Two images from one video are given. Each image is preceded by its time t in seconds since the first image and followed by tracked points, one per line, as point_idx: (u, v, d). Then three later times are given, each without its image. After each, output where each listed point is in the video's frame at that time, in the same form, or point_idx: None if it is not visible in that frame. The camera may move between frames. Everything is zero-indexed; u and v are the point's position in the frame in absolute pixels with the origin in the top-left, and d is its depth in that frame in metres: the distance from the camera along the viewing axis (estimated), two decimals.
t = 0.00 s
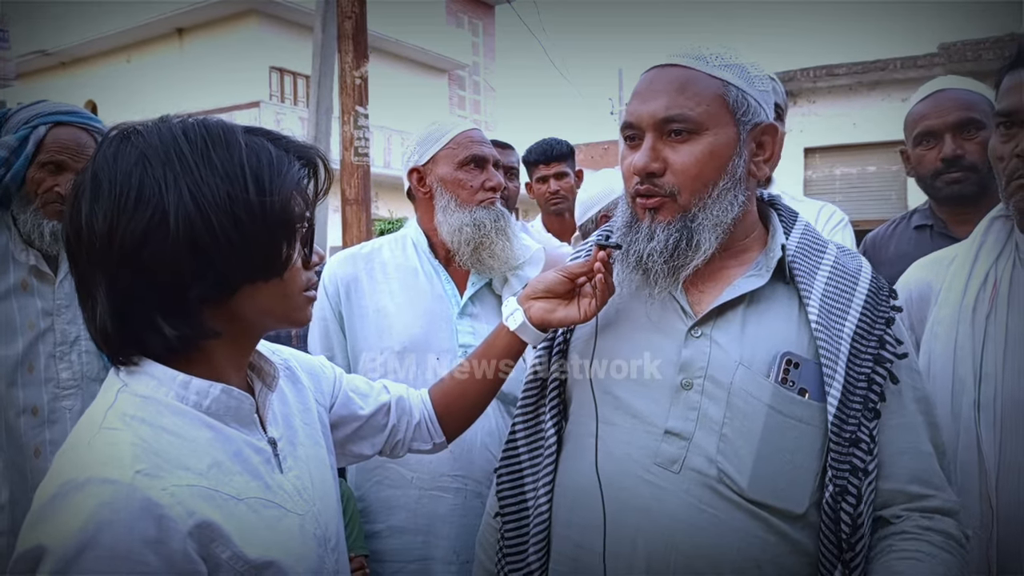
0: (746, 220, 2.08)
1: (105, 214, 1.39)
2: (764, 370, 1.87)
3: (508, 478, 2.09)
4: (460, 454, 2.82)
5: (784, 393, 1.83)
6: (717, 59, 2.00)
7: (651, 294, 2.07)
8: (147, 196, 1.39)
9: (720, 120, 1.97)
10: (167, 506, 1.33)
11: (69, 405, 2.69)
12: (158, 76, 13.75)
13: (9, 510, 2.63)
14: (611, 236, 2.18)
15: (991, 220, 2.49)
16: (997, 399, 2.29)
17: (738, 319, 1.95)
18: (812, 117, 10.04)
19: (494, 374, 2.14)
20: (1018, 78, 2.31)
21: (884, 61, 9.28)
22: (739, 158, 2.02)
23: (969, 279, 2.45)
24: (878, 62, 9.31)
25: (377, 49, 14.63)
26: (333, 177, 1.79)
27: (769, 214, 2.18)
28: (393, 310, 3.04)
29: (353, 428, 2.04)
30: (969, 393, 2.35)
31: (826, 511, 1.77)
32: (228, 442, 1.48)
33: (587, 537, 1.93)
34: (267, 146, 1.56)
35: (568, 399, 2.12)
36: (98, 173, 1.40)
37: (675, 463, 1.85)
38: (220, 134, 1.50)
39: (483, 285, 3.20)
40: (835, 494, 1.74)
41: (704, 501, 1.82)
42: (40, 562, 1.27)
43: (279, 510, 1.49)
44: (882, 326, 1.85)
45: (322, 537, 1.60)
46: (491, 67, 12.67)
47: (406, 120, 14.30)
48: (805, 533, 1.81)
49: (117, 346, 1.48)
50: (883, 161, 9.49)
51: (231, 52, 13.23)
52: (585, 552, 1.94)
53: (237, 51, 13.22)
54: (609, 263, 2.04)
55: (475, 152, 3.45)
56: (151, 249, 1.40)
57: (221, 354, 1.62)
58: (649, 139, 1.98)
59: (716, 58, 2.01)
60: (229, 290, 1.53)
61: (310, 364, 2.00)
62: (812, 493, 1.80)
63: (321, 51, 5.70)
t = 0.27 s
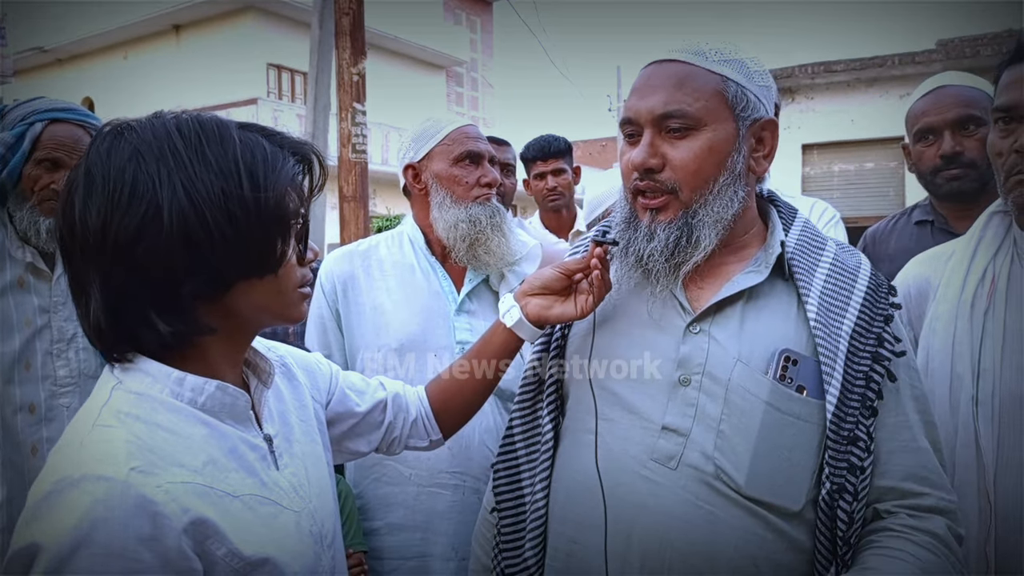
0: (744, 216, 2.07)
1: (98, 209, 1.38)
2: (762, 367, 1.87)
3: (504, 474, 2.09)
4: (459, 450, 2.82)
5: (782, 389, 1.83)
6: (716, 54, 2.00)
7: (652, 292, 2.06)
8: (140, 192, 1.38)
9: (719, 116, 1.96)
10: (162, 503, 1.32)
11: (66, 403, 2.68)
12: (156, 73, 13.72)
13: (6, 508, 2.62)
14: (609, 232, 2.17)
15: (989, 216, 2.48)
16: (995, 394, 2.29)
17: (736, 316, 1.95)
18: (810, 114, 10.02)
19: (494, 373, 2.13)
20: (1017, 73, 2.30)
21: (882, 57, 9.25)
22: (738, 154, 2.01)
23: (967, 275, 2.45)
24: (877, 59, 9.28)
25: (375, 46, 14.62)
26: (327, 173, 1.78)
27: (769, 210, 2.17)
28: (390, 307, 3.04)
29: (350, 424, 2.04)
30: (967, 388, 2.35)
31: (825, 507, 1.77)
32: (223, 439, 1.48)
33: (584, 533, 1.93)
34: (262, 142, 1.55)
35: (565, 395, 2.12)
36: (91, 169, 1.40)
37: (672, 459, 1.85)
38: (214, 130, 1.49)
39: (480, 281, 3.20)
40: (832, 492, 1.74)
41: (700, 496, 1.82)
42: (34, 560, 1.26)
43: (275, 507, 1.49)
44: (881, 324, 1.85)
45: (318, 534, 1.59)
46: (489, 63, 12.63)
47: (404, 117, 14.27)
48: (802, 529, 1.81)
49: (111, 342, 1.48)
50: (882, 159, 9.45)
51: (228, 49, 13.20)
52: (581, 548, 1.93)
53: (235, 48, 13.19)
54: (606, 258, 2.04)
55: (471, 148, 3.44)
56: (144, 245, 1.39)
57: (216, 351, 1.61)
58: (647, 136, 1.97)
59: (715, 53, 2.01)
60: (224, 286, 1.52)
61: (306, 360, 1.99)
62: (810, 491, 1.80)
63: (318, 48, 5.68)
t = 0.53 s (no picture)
0: (743, 210, 2.06)
1: (93, 201, 1.37)
2: (761, 360, 1.86)
3: (502, 467, 2.09)
4: (457, 445, 2.82)
5: (781, 383, 1.82)
6: (717, 47, 1.99)
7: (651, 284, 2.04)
8: (135, 184, 1.37)
9: (720, 109, 1.95)
10: (157, 495, 1.32)
11: (63, 397, 2.67)
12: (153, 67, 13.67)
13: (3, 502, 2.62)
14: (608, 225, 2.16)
15: (989, 209, 2.47)
16: (995, 388, 2.29)
17: (735, 309, 1.94)
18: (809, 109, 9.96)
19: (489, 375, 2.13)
20: (1017, 67, 2.31)
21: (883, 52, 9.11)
22: (738, 147, 2.00)
23: (967, 269, 2.44)
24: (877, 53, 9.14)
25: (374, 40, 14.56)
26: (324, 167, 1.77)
27: (767, 204, 2.16)
28: (389, 301, 3.02)
29: (346, 417, 2.03)
30: (966, 382, 2.34)
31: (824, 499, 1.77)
32: (219, 432, 1.47)
33: (582, 527, 1.93)
34: (259, 135, 1.54)
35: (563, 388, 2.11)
36: (86, 160, 1.38)
37: (671, 453, 1.85)
38: (211, 123, 1.48)
39: (479, 275, 3.18)
40: (832, 485, 1.73)
41: (698, 490, 1.82)
42: (29, 553, 1.26)
43: (271, 500, 1.49)
44: (880, 316, 1.84)
45: (315, 527, 1.59)
46: (488, 58, 12.57)
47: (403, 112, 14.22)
48: (801, 522, 1.81)
49: (106, 334, 1.47)
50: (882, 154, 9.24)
51: (227, 44, 13.17)
52: (579, 542, 1.93)
53: (233, 42, 13.13)
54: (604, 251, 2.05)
55: (461, 143, 3.42)
56: (139, 237, 1.38)
57: (211, 343, 1.60)
58: (647, 128, 1.96)
59: (717, 46, 1.99)
60: (219, 280, 1.51)
61: (303, 353, 1.99)
62: (810, 485, 1.79)
63: (317, 41, 5.65)
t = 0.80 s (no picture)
0: (744, 203, 2.05)
1: (94, 196, 1.36)
2: (765, 355, 1.85)
3: (505, 462, 2.09)
4: (461, 440, 2.81)
5: (786, 377, 1.81)
6: (712, 42, 1.97)
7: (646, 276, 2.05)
8: (137, 178, 1.37)
9: (714, 103, 1.94)
10: (161, 490, 1.32)
11: (67, 394, 2.67)
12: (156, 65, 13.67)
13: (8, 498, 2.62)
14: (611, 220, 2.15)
15: (996, 202, 2.46)
16: (1002, 382, 2.27)
17: (739, 304, 1.93)
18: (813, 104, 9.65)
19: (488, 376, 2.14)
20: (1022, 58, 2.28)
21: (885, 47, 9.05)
22: (735, 142, 1.99)
23: (973, 263, 2.43)
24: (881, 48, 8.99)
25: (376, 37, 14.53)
26: (326, 162, 1.76)
27: (770, 198, 2.15)
28: (392, 298, 3.02)
29: (350, 413, 2.03)
30: (973, 377, 2.34)
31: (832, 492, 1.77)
32: (222, 426, 1.47)
33: (586, 522, 1.93)
34: (259, 129, 1.54)
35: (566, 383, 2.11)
36: (87, 154, 1.38)
37: (676, 449, 1.84)
38: (211, 117, 1.48)
39: (483, 271, 3.17)
40: (839, 478, 1.73)
41: (702, 484, 1.81)
42: (33, 548, 1.26)
43: (276, 494, 1.48)
44: (885, 309, 1.83)
45: (319, 522, 1.59)
46: (490, 53, 12.52)
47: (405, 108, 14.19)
48: (807, 517, 1.80)
49: (108, 329, 1.47)
50: (883, 148, 9.10)
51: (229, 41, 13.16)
52: (584, 537, 1.93)
53: (234, 39, 13.12)
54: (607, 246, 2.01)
55: (453, 138, 3.41)
56: (140, 232, 1.38)
57: (214, 338, 1.60)
58: (642, 125, 1.96)
59: (711, 40, 1.98)
60: (221, 275, 1.51)
61: (306, 348, 1.98)
62: (816, 479, 1.79)
63: (318, 38, 5.64)
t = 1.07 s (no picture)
0: (748, 194, 2.04)
1: (99, 187, 1.36)
2: (767, 343, 1.84)
3: (508, 452, 2.09)
4: (464, 433, 2.81)
5: (788, 365, 1.81)
6: (716, 32, 1.97)
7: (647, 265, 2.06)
8: (143, 169, 1.36)
9: (714, 94, 1.93)
10: (165, 482, 1.31)
11: (71, 388, 2.67)
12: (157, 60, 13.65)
13: (12, 493, 2.63)
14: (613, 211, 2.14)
15: (1004, 192, 2.45)
16: (1009, 372, 2.24)
17: (741, 292, 1.92)
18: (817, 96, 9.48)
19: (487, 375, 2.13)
20: None
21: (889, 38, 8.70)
22: (736, 132, 1.97)
23: (981, 254, 2.42)
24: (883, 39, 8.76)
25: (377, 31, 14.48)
26: (332, 157, 1.75)
27: (775, 188, 2.13)
28: (394, 291, 3.01)
29: (354, 406, 2.03)
30: (980, 366, 2.33)
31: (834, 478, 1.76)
32: (226, 419, 1.47)
33: (590, 514, 1.92)
34: (266, 123, 1.53)
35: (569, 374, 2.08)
36: (93, 145, 1.38)
37: (678, 438, 1.83)
38: (218, 109, 1.47)
39: (485, 264, 3.17)
40: (843, 466, 1.71)
41: (706, 475, 1.81)
42: (37, 541, 1.26)
43: (279, 486, 1.48)
44: (890, 297, 1.82)
45: (323, 515, 1.59)
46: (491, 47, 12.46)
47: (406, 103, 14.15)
48: (811, 506, 1.80)
49: (111, 321, 1.47)
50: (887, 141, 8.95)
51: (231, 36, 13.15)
52: (587, 528, 1.92)
53: (235, 34, 13.09)
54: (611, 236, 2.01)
55: (453, 129, 3.40)
56: (145, 224, 1.37)
57: (217, 331, 1.59)
58: (643, 115, 1.95)
59: (715, 31, 1.97)
60: (224, 268, 1.50)
61: (309, 341, 1.98)
62: (820, 467, 1.78)
63: (320, 32, 5.62)
